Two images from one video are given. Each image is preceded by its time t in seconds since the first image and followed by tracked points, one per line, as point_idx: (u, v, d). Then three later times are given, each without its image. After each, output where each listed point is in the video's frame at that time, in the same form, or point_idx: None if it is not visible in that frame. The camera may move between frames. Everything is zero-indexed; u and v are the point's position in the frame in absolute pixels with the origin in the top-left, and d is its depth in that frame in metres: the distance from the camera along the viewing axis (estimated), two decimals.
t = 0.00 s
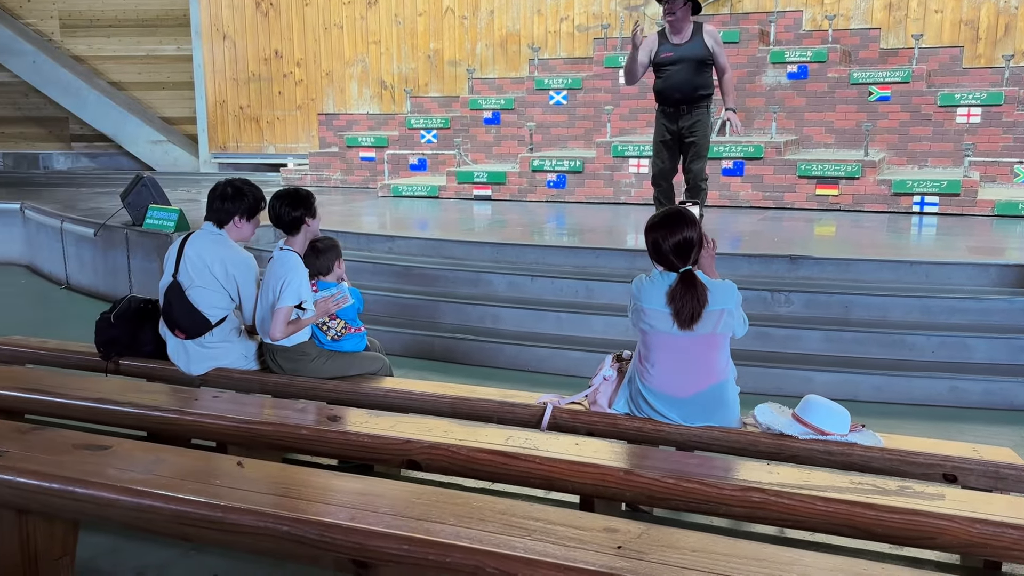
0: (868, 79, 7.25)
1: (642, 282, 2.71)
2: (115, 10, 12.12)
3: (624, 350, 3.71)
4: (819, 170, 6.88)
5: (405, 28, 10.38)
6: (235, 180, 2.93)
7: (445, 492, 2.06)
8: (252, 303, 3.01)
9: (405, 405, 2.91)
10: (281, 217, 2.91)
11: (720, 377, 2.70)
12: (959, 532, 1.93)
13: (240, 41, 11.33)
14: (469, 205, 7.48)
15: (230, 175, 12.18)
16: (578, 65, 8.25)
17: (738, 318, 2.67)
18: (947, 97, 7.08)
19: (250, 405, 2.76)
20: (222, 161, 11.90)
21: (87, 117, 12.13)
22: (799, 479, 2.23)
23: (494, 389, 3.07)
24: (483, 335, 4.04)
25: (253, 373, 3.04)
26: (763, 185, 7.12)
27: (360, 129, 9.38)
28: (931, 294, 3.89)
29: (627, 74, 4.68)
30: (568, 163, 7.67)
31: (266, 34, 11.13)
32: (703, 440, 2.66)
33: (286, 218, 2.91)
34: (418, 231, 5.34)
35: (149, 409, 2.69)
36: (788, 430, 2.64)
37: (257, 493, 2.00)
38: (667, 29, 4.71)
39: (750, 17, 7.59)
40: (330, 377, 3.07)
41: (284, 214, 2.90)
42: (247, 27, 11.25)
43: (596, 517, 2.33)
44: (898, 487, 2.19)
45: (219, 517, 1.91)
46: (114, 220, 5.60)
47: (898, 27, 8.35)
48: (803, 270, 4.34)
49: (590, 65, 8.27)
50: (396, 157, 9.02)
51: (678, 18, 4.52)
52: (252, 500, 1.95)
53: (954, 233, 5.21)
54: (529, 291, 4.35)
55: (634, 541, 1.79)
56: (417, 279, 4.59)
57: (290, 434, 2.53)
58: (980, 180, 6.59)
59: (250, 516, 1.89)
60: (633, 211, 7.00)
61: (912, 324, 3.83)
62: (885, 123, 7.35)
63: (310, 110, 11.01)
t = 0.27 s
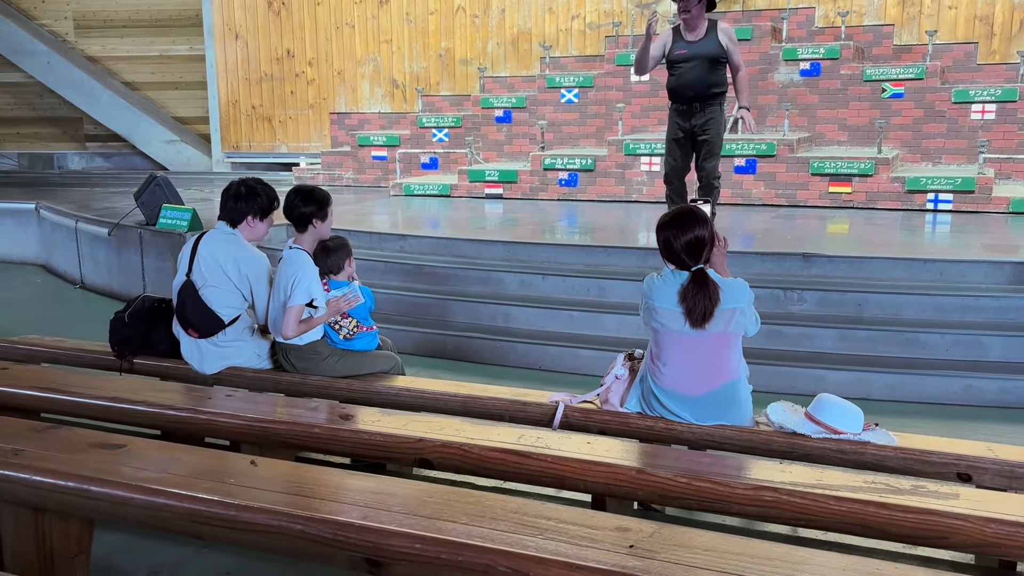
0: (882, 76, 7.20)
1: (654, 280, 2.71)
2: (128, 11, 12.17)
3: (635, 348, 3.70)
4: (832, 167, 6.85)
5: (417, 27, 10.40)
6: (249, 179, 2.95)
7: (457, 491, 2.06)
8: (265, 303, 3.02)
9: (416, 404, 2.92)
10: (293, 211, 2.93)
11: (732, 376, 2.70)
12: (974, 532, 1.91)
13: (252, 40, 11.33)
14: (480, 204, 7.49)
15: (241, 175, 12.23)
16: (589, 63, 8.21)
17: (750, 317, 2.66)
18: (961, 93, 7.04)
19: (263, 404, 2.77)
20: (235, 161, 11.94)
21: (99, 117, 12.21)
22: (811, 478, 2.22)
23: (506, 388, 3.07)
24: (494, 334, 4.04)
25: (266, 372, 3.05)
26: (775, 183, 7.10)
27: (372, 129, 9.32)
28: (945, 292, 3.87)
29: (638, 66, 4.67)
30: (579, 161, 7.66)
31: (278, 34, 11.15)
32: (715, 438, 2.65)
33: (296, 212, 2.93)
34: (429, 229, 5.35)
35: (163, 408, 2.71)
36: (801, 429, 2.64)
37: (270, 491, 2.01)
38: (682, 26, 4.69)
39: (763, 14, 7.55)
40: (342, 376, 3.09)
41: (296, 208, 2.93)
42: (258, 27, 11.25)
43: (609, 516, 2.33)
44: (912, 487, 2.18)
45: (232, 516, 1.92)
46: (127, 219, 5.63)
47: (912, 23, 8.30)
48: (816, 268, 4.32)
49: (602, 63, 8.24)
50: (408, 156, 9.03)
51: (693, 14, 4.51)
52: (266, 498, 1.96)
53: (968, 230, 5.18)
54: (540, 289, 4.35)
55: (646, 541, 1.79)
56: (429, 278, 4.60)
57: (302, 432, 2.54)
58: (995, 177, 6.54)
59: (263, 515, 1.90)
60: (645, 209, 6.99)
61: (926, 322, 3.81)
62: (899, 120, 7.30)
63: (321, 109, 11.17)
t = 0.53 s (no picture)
0: (892, 73, 7.17)
1: (662, 279, 2.71)
2: (137, 13, 12.21)
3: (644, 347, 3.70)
4: (841, 165, 6.83)
5: (426, 27, 10.42)
6: (258, 180, 2.95)
7: (467, 490, 2.07)
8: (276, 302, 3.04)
9: (426, 403, 2.92)
10: (310, 207, 2.89)
11: (741, 375, 2.69)
12: (985, 531, 1.90)
13: (261, 41, 11.34)
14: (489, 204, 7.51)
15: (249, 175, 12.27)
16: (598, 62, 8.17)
17: (760, 315, 2.66)
18: (971, 91, 7.01)
19: (273, 404, 2.78)
20: (244, 161, 11.96)
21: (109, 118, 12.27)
22: (822, 477, 2.22)
23: (515, 387, 3.08)
24: (503, 333, 4.05)
25: (275, 372, 3.06)
26: (784, 182, 7.09)
27: (381, 128, 9.43)
28: (956, 291, 3.86)
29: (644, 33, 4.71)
30: (587, 161, 7.65)
31: (287, 35, 11.17)
32: (725, 437, 2.65)
33: (313, 211, 2.89)
34: (438, 229, 5.36)
35: (173, 407, 2.72)
36: (811, 428, 2.64)
37: (280, 490, 2.02)
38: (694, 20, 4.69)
39: (771, 12, 7.57)
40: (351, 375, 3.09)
41: (314, 205, 2.89)
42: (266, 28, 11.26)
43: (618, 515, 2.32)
44: (923, 486, 2.17)
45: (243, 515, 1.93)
46: (137, 220, 5.65)
47: (922, 20, 8.26)
48: (826, 267, 4.31)
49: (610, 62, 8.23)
50: (416, 156, 9.05)
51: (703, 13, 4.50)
52: (276, 498, 1.97)
53: (979, 228, 5.16)
54: (549, 288, 4.36)
55: (656, 540, 1.79)
56: (437, 278, 4.61)
57: (312, 432, 2.55)
58: (1006, 175, 6.51)
59: (273, 514, 1.91)
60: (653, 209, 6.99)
61: (936, 321, 3.80)
62: (909, 118, 7.27)
63: (330, 110, 11.16)
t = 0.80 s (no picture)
0: (907, 73, 7.12)
1: (676, 282, 2.71)
2: (151, 18, 12.29)
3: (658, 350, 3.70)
4: (856, 166, 6.79)
5: (438, 30, 10.43)
6: (274, 185, 2.98)
7: (482, 495, 2.08)
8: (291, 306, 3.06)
9: (440, 407, 2.93)
10: (328, 212, 2.93)
11: (756, 379, 2.69)
12: (1004, 536, 1.88)
13: (274, 45, 11.38)
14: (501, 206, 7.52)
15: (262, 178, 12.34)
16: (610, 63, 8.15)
17: (775, 319, 2.65)
18: (988, 90, 6.95)
19: (288, 408, 2.80)
20: (258, 165, 11.99)
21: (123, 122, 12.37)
22: (837, 481, 2.21)
23: (528, 390, 3.08)
24: (516, 336, 4.05)
25: (290, 376, 3.08)
26: (799, 182, 7.06)
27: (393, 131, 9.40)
28: (972, 292, 3.84)
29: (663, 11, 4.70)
30: (600, 162, 7.66)
31: (300, 39, 11.21)
32: (739, 441, 2.64)
33: (330, 216, 2.94)
34: (451, 232, 5.37)
35: (189, 411, 2.74)
36: (826, 431, 2.61)
37: (297, 495, 2.03)
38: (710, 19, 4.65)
39: (784, 12, 7.55)
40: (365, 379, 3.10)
41: (333, 210, 2.93)
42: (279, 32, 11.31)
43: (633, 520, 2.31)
44: (939, 490, 2.16)
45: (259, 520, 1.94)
46: (152, 224, 5.70)
47: (938, 19, 8.20)
48: (840, 269, 4.29)
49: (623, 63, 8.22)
50: (429, 159, 9.08)
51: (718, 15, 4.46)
52: (293, 502, 1.98)
53: (995, 229, 5.13)
54: (562, 291, 4.36)
55: (672, 545, 1.79)
56: (450, 280, 4.62)
57: (327, 436, 2.56)
58: (1023, 175, 6.46)
59: (289, 519, 1.92)
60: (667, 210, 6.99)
61: (952, 322, 3.77)
62: (924, 117, 7.22)
63: (344, 113, 11.21)
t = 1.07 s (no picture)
0: (897, 80, 7.16)
1: (671, 289, 2.72)
2: (144, 28, 12.27)
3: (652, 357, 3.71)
4: (848, 173, 6.82)
5: (431, 39, 10.45)
6: (268, 194, 2.97)
7: (476, 505, 2.07)
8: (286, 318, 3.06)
9: (435, 416, 2.93)
10: (319, 220, 2.93)
11: (750, 386, 2.69)
12: (997, 541, 1.89)
13: (267, 54, 11.37)
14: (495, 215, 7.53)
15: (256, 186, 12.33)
16: (603, 71, 8.22)
17: (769, 327, 2.65)
18: (978, 97, 6.98)
19: (283, 418, 2.79)
20: (252, 174, 11.86)
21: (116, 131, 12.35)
22: (832, 488, 2.22)
23: (523, 399, 3.08)
24: (511, 344, 4.05)
25: (285, 386, 3.08)
26: (791, 190, 7.08)
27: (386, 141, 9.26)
28: (964, 298, 3.85)
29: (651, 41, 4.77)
30: (594, 170, 7.68)
31: (294, 49, 11.20)
32: (734, 448, 2.65)
33: (323, 225, 2.94)
34: (445, 241, 5.37)
35: (184, 422, 2.73)
36: (820, 438, 2.61)
37: (292, 506, 2.03)
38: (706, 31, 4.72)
39: (776, 20, 7.54)
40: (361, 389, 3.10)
41: (325, 218, 2.93)
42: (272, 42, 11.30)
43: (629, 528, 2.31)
44: (934, 496, 2.17)
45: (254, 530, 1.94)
46: (146, 235, 5.69)
47: (927, 27, 8.24)
48: (834, 275, 4.31)
49: (615, 72, 8.24)
50: (423, 168, 9.09)
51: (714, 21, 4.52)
52: (288, 514, 1.98)
53: (986, 235, 5.15)
54: (556, 299, 4.36)
55: (667, 554, 1.79)
56: (445, 289, 4.62)
57: (322, 446, 2.56)
58: (1014, 181, 6.50)
59: (284, 529, 1.91)
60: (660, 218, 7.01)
61: (945, 328, 3.79)
62: (915, 124, 7.26)
63: (337, 122, 11.20)
